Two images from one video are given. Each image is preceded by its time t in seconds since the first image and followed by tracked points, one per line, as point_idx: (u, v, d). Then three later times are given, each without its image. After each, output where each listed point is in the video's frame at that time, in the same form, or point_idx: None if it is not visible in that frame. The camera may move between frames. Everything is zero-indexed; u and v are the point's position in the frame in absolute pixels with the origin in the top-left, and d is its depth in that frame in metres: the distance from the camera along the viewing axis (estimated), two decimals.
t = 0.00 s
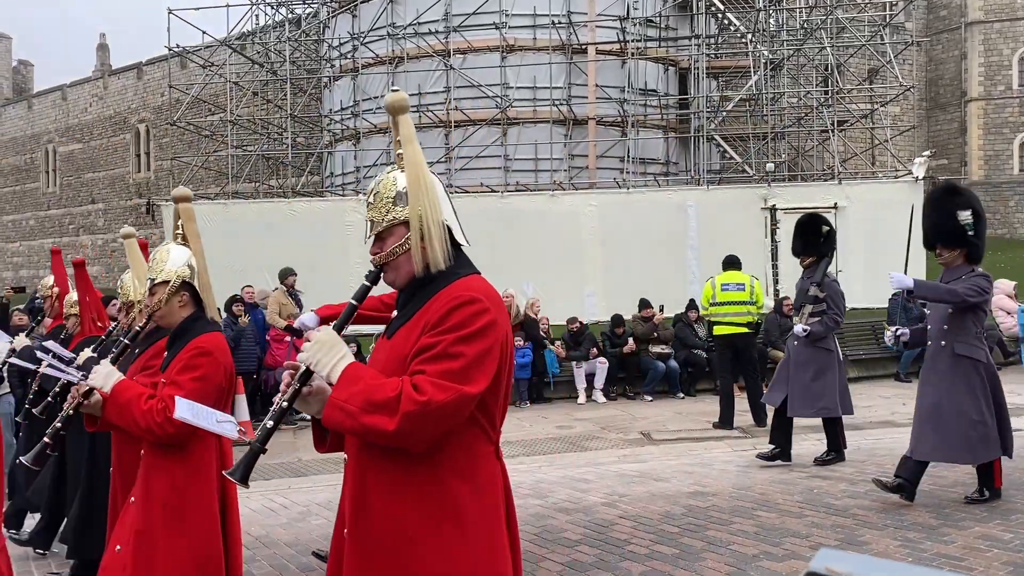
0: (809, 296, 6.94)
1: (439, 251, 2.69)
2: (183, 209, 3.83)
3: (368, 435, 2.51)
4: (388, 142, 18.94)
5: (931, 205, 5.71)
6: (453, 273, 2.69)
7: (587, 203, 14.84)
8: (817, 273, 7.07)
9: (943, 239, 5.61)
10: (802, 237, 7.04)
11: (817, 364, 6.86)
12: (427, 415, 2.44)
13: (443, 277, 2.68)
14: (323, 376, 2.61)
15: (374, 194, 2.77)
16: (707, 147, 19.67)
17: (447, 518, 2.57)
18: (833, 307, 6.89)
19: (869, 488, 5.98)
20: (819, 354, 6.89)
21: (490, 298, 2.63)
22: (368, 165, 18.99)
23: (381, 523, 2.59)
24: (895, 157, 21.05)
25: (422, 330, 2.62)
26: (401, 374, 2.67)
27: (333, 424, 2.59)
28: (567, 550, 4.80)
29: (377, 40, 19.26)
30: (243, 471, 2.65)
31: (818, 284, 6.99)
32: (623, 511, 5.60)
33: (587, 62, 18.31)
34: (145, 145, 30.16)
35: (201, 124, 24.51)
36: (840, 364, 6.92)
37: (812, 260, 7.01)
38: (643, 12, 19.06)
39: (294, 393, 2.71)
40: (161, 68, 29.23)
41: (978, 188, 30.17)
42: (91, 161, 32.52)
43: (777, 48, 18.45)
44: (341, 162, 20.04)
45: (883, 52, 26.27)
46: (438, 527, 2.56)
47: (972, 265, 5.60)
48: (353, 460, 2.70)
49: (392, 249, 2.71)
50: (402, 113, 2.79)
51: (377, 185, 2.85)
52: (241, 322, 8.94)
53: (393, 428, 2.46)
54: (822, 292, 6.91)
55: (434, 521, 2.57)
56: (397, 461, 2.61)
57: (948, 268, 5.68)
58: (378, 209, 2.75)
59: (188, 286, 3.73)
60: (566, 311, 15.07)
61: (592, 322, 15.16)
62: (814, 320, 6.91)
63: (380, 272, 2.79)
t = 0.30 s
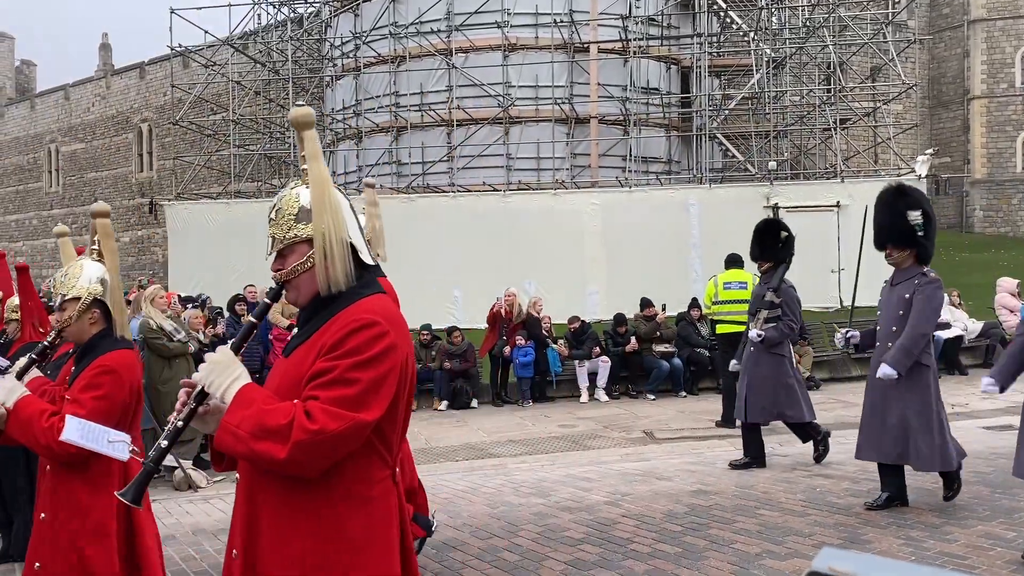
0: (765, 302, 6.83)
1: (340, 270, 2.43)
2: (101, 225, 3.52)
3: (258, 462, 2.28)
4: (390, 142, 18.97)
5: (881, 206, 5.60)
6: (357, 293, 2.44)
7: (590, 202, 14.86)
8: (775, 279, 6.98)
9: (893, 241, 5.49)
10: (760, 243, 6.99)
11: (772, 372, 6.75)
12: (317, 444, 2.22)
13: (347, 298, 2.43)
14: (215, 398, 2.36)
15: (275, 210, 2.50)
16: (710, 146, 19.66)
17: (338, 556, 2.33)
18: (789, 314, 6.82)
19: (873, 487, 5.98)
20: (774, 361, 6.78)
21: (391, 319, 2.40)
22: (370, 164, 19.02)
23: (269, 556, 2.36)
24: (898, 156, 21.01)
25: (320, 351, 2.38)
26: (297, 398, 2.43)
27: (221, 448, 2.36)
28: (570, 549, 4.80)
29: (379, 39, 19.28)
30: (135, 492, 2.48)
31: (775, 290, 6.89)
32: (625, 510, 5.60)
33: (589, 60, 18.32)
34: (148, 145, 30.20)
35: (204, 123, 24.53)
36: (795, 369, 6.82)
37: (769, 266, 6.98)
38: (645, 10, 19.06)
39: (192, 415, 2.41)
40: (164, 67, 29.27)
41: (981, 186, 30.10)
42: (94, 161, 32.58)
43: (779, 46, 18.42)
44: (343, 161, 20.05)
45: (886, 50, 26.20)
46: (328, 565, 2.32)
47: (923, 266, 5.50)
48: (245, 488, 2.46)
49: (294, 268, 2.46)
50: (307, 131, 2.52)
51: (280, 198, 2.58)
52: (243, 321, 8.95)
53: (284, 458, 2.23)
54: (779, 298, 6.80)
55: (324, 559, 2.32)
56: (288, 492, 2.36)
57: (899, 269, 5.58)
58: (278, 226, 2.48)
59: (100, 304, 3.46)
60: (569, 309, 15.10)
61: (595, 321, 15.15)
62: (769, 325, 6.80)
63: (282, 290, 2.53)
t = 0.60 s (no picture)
0: (725, 301, 6.56)
1: (238, 261, 2.45)
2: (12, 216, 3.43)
3: (153, 459, 2.31)
4: (392, 141, 18.96)
5: (834, 206, 5.49)
6: (253, 285, 2.47)
7: (592, 201, 14.85)
8: (736, 277, 6.68)
9: (845, 243, 5.37)
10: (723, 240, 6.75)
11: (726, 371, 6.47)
12: (210, 437, 2.25)
13: (243, 289, 2.46)
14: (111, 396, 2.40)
15: (172, 202, 2.53)
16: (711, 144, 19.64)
17: (239, 547, 2.36)
18: (751, 314, 6.52)
19: (875, 485, 5.98)
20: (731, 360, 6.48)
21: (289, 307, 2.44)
22: (372, 163, 19.03)
23: (170, 552, 2.37)
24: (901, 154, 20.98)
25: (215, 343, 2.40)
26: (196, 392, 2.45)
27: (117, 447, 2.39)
28: (573, 548, 4.81)
29: (381, 38, 19.27)
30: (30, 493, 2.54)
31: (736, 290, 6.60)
32: (627, 509, 5.60)
33: (591, 59, 18.30)
34: (150, 144, 30.22)
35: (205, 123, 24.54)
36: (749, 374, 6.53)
37: (729, 264, 6.72)
38: (646, 9, 19.05)
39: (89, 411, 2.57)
40: (165, 67, 29.29)
41: (983, 184, 30.04)
42: (96, 161, 32.61)
43: (781, 45, 18.41)
44: (345, 161, 20.03)
45: (888, 48, 26.14)
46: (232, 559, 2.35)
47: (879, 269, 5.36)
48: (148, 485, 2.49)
49: (191, 262, 2.50)
50: (201, 117, 2.51)
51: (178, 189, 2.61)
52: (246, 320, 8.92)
53: (175, 453, 2.26)
54: (740, 297, 6.53)
55: (226, 551, 2.35)
56: (189, 486, 2.39)
57: (854, 270, 5.46)
58: (175, 218, 2.50)
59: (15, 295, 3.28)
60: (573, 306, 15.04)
61: (596, 320, 15.13)
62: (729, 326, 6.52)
63: (181, 283, 2.56)
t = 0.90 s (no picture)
0: (680, 307, 6.60)
1: (127, 274, 2.36)
2: None
3: (23, 484, 2.25)
4: (393, 141, 18.96)
5: (788, 207, 5.41)
6: (142, 302, 2.40)
7: (593, 200, 14.85)
8: (694, 283, 6.76)
9: (798, 245, 5.31)
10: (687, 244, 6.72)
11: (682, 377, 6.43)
12: (80, 462, 2.19)
13: (131, 306, 2.39)
14: None
15: (62, 211, 2.43)
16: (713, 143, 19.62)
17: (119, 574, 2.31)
18: (705, 321, 6.54)
19: (877, 485, 5.97)
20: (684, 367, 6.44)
21: (181, 327, 2.39)
22: (374, 162, 19.07)
23: None
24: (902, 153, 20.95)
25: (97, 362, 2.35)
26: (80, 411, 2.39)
27: None
28: (575, 547, 4.81)
29: (382, 38, 19.27)
30: None
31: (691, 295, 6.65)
32: (628, 508, 5.60)
33: (591, 58, 18.32)
34: (151, 144, 30.23)
35: (206, 122, 24.55)
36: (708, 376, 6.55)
37: (687, 271, 6.76)
38: (648, 8, 19.04)
39: None
40: (166, 66, 29.29)
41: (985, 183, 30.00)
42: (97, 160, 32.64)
43: (782, 44, 18.40)
44: (346, 160, 20.04)
45: (890, 46, 26.08)
46: None
47: (831, 270, 5.31)
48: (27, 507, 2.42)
49: (80, 273, 2.41)
50: (91, 122, 2.40)
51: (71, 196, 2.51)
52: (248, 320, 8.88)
53: (44, 479, 2.20)
54: (694, 304, 6.57)
55: None
56: (66, 511, 2.32)
57: (807, 273, 5.39)
58: (65, 228, 2.42)
59: None
60: (577, 304, 15.14)
61: (597, 319, 15.16)
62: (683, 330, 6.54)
63: (75, 296, 2.49)
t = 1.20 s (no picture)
0: (638, 306, 6.30)
1: (20, 271, 2.13)
2: None
3: None
4: (394, 140, 18.96)
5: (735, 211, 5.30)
6: (41, 294, 2.17)
7: (594, 199, 14.85)
8: (648, 280, 6.40)
9: (746, 249, 5.19)
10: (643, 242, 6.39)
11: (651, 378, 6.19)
12: None
13: (26, 302, 2.16)
14: None
15: None
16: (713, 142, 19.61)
17: None
18: (663, 318, 6.23)
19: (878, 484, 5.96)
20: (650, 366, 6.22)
21: (79, 326, 2.17)
22: (375, 162, 19.10)
23: None
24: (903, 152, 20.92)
25: None
26: None
27: None
28: (576, 546, 4.81)
29: (383, 37, 19.26)
30: None
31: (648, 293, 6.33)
32: (630, 507, 5.59)
33: (593, 57, 18.32)
34: (152, 143, 30.23)
35: (207, 122, 24.56)
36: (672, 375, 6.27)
37: (642, 269, 6.41)
38: (649, 6, 19.02)
39: None
40: (167, 66, 29.32)
41: (987, 182, 29.91)
42: (98, 159, 32.66)
43: (783, 43, 18.39)
44: (347, 159, 20.07)
45: (891, 45, 26.04)
46: None
47: (782, 274, 5.21)
48: None
49: None
50: None
51: None
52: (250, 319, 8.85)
53: None
54: (651, 302, 6.24)
55: None
56: None
57: (757, 277, 5.29)
58: None
59: None
60: (577, 304, 15.04)
61: (599, 317, 15.12)
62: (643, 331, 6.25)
63: None
